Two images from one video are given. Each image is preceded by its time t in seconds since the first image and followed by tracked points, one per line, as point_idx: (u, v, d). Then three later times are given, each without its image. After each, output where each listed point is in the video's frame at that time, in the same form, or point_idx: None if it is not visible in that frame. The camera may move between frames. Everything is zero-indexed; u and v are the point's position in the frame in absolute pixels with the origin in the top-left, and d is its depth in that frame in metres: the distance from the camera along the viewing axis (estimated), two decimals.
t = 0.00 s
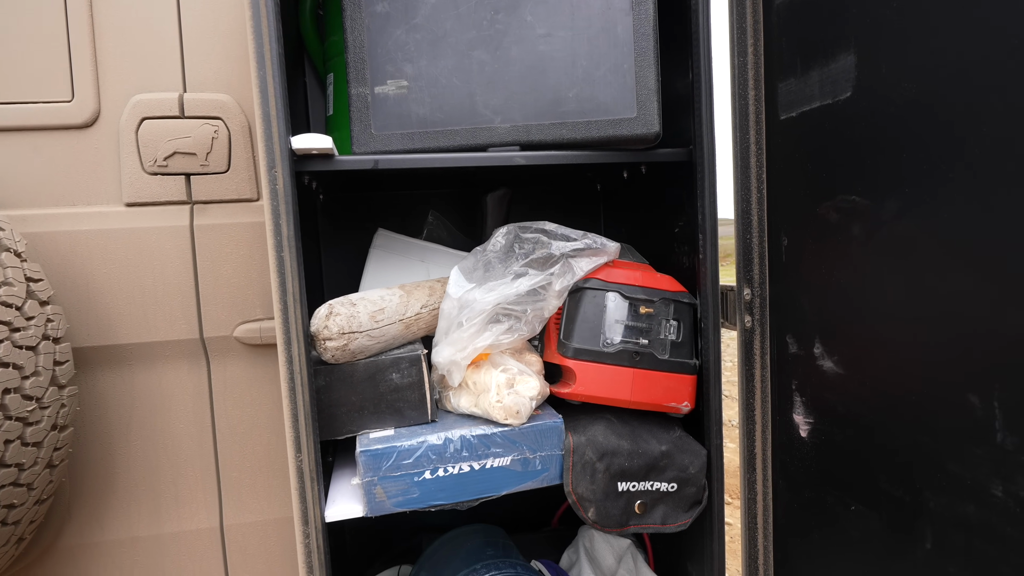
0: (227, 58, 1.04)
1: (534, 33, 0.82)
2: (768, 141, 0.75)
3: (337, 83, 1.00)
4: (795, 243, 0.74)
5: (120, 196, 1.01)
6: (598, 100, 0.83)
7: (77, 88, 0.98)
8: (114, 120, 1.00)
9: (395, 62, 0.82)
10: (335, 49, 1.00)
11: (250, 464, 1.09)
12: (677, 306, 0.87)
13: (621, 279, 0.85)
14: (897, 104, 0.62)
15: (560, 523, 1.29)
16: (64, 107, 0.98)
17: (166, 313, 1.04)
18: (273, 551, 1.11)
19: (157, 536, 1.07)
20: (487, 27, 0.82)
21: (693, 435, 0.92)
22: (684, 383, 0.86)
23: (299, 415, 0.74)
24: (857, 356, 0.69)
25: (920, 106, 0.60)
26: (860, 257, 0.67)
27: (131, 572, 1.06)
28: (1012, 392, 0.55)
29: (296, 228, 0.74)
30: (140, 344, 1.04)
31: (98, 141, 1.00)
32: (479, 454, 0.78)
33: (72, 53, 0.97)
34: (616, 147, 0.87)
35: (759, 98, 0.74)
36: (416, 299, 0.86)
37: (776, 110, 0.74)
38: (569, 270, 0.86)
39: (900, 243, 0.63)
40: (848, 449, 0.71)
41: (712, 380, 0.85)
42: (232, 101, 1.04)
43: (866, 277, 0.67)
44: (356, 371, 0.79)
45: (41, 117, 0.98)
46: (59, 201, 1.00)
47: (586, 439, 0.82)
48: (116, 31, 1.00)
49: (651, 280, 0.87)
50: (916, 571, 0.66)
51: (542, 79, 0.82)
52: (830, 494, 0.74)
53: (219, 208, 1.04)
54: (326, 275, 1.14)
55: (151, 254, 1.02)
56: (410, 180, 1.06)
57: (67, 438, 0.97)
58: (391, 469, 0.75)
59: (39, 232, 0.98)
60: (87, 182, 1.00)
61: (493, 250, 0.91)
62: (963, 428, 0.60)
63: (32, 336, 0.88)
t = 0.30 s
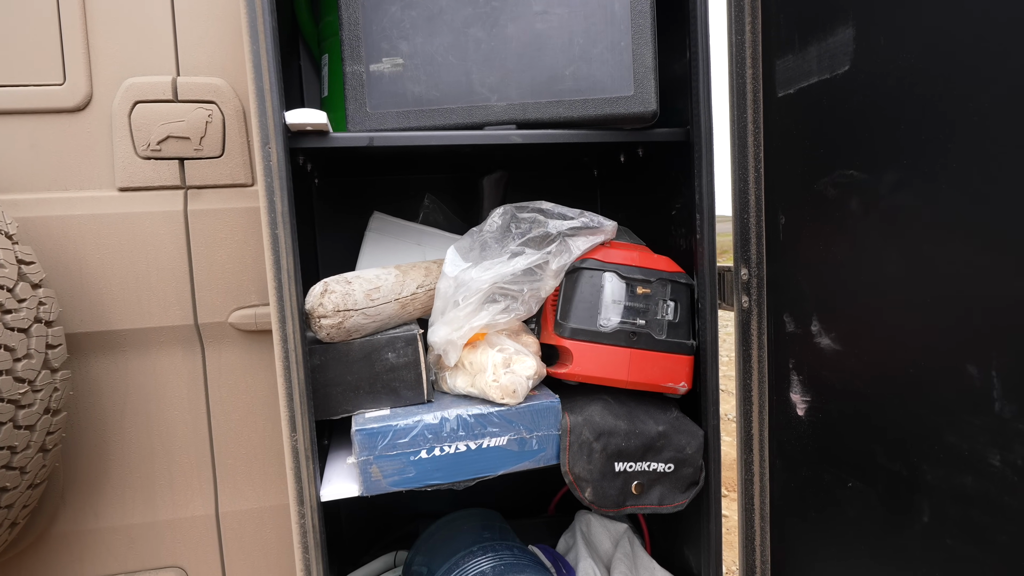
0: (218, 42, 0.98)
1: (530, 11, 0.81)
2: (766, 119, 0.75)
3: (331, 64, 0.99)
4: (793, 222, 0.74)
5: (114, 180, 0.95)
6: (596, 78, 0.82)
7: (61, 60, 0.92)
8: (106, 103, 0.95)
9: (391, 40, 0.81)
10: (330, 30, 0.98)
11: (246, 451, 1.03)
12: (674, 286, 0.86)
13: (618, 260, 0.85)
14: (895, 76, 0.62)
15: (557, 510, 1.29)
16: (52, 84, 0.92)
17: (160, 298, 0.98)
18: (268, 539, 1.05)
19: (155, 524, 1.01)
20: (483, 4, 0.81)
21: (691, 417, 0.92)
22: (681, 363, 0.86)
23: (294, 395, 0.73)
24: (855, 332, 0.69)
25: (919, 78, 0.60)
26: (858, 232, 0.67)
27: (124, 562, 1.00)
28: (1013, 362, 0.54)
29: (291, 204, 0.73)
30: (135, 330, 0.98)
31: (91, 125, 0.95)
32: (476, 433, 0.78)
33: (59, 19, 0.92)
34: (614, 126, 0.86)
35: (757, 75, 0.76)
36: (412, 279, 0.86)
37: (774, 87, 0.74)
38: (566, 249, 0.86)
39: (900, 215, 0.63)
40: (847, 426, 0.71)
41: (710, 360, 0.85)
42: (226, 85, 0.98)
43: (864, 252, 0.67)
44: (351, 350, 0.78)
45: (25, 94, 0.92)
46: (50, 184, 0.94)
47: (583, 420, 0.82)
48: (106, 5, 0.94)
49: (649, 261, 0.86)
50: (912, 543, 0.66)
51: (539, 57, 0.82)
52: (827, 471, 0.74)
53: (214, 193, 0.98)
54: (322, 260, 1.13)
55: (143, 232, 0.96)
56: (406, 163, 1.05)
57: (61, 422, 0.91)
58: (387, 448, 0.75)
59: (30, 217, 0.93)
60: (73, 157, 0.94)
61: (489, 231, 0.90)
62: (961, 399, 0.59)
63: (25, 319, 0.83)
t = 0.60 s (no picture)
0: (215, 29, 0.97)
1: None
2: (761, 103, 0.75)
3: (327, 50, 0.98)
4: (787, 206, 0.74)
5: (109, 167, 0.95)
6: (592, 63, 0.82)
7: (56, 45, 0.91)
8: (102, 90, 0.94)
9: (387, 24, 0.81)
10: (325, 16, 0.98)
11: (242, 440, 1.03)
12: (669, 272, 0.87)
13: (613, 245, 0.85)
14: (888, 58, 0.62)
15: (552, 499, 1.29)
16: (47, 69, 0.92)
17: (156, 287, 0.98)
18: (264, 528, 1.04)
19: (151, 511, 1.00)
20: None
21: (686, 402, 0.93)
22: (675, 348, 0.86)
23: (290, 377, 0.73)
24: (847, 313, 0.69)
25: (911, 58, 0.60)
26: (851, 213, 0.67)
27: (121, 551, 0.99)
28: (1002, 337, 0.55)
29: (286, 185, 0.73)
30: (131, 318, 0.97)
31: (87, 112, 0.94)
32: (471, 416, 0.78)
33: (55, 5, 0.91)
34: (610, 111, 0.86)
35: (752, 61, 0.75)
36: (408, 263, 0.86)
37: (770, 71, 0.74)
38: (561, 234, 0.86)
39: (893, 195, 0.63)
40: (839, 408, 0.72)
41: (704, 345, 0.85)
42: (223, 72, 0.97)
43: (856, 234, 0.67)
44: (347, 333, 0.78)
45: (22, 80, 0.91)
46: (46, 171, 0.93)
47: (578, 403, 0.82)
48: None
49: (644, 246, 0.87)
50: (904, 522, 0.66)
51: (535, 41, 0.82)
52: (820, 454, 0.75)
53: (210, 180, 0.98)
54: (318, 248, 1.13)
55: (139, 218, 0.96)
56: (402, 151, 1.05)
57: (57, 408, 0.90)
58: (382, 430, 0.75)
59: (25, 204, 0.92)
60: (69, 142, 0.94)
61: (485, 216, 0.90)
62: (952, 376, 0.59)
63: (20, 304, 0.81)
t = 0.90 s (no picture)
0: (208, 16, 0.96)
1: None
2: (753, 89, 0.76)
3: (320, 37, 0.98)
4: (778, 191, 0.75)
5: (101, 155, 0.94)
6: (585, 49, 0.82)
7: (48, 31, 0.91)
8: (94, 77, 0.93)
9: (380, 8, 0.81)
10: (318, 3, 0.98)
11: (236, 430, 1.03)
12: (662, 258, 0.87)
13: (606, 232, 0.85)
14: (878, 42, 0.63)
15: (546, 488, 1.30)
16: (38, 55, 0.91)
17: (149, 275, 0.97)
18: (258, 517, 1.04)
19: (145, 501, 1.00)
20: None
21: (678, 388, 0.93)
22: (667, 334, 0.87)
23: (283, 361, 0.73)
24: (836, 297, 0.70)
25: (901, 41, 0.61)
26: (841, 197, 0.68)
27: (115, 539, 0.99)
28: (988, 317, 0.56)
29: (278, 169, 0.73)
30: (124, 307, 0.97)
31: (79, 99, 0.93)
32: (464, 401, 0.78)
33: None
34: (603, 98, 0.86)
35: (745, 48, 0.76)
36: (401, 249, 0.86)
37: (762, 58, 0.74)
38: (554, 220, 0.87)
39: (881, 178, 0.63)
40: (828, 391, 0.72)
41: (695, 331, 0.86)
42: (215, 60, 0.97)
43: (846, 218, 0.68)
44: (340, 318, 0.78)
45: (14, 67, 0.91)
46: (38, 159, 0.93)
47: (570, 389, 0.82)
48: None
49: (637, 233, 0.87)
50: (891, 503, 0.67)
51: (528, 27, 0.82)
52: (809, 437, 0.75)
53: (203, 169, 0.97)
54: (311, 238, 1.13)
55: (131, 206, 0.95)
56: (396, 139, 1.05)
57: (50, 395, 0.89)
58: (375, 414, 0.75)
59: (17, 192, 0.91)
60: (61, 130, 0.93)
61: (478, 202, 0.90)
62: (938, 356, 0.60)
63: (11, 290, 0.80)
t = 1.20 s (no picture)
0: (205, 8, 0.96)
1: None
2: (751, 83, 0.76)
3: (318, 29, 0.97)
4: (775, 185, 0.75)
5: (98, 147, 0.94)
6: (584, 42, 0.82)
7: (43, 23, 0.90)
8: (90, 69, 0.93)
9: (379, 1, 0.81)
10: None
11: (234, 423, 1.03)
12: (660, 252, 0.87)
13: (604, 225, 0.86)
14: (876, 35, 0.63)
15: (544, 482, 1.30)
16: (34, 47, 0.90)
17: (146, 269, 0.97)
18: (257, 510, 1.05)
19: (143, 494, 1.00)
20: None
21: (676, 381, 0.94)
22: (665, 328, 0.87)
23: (281, 353, 0.73)
24: (833, 290, 0.70)
25: (898, 34, 0.61)
26: (838, 190, 0.68)
27: (113, 532, 1.00)
28: (981, 310, 0.56)
29: (277, 161, 0.73)
30: (121, 300, 0.97)
31: (75, 92, 0.93)
32: (462, 393, 0.79)
33: None
34: (602, 91, 0.86)
35: (744, 42, 0.76)
36: (399, 242, 0.86)
37: (760, 52, 0.75)
38: (552, 213, 0.87)
39: (878, 171, 0.64)
40: (824, 384, 0.73)
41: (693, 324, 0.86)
42: (212, 53, 0.96)
43: (842, 211, 0.68)
44: (338, 310, 0.78)
45: (10, 59, 0.90)
46: (34, 152, 0.93)
47: (568, 381, 0.83)
48: None
49: (635, 226, 0.87)
50: (885, 494, 0.67)
51: (526, 20, 0.82)
52: (804, 429, 0.76)
53: (201, 162, 0.97)
54: (310, 231, 1.13)
55: (128, 199, 0.95)
56: (395, 133, 1.05)
57: (47, 389, 0.89)
58: (373, 406, 0.75)
59: (13, 184, 0.91)
60: (57, 122, 0.93)
61: (476, 195, 0.90)
62: (933, 348, 0.60)
63: (9, 282, 0.80)
